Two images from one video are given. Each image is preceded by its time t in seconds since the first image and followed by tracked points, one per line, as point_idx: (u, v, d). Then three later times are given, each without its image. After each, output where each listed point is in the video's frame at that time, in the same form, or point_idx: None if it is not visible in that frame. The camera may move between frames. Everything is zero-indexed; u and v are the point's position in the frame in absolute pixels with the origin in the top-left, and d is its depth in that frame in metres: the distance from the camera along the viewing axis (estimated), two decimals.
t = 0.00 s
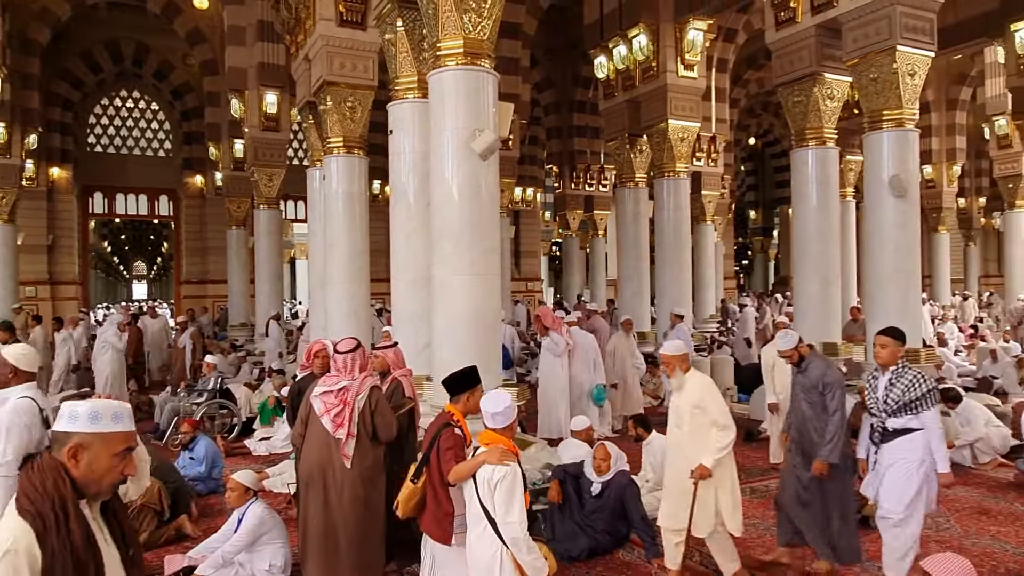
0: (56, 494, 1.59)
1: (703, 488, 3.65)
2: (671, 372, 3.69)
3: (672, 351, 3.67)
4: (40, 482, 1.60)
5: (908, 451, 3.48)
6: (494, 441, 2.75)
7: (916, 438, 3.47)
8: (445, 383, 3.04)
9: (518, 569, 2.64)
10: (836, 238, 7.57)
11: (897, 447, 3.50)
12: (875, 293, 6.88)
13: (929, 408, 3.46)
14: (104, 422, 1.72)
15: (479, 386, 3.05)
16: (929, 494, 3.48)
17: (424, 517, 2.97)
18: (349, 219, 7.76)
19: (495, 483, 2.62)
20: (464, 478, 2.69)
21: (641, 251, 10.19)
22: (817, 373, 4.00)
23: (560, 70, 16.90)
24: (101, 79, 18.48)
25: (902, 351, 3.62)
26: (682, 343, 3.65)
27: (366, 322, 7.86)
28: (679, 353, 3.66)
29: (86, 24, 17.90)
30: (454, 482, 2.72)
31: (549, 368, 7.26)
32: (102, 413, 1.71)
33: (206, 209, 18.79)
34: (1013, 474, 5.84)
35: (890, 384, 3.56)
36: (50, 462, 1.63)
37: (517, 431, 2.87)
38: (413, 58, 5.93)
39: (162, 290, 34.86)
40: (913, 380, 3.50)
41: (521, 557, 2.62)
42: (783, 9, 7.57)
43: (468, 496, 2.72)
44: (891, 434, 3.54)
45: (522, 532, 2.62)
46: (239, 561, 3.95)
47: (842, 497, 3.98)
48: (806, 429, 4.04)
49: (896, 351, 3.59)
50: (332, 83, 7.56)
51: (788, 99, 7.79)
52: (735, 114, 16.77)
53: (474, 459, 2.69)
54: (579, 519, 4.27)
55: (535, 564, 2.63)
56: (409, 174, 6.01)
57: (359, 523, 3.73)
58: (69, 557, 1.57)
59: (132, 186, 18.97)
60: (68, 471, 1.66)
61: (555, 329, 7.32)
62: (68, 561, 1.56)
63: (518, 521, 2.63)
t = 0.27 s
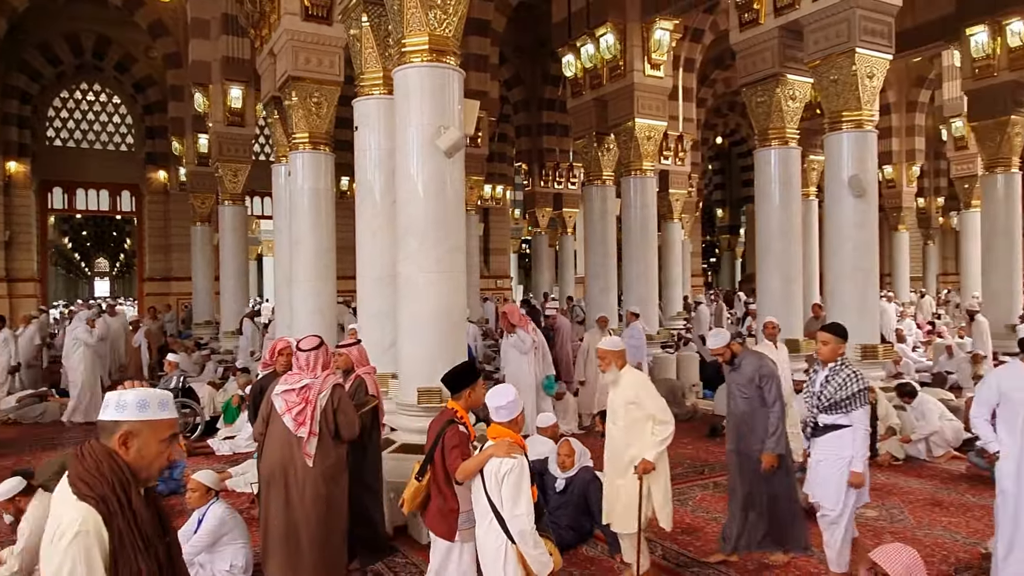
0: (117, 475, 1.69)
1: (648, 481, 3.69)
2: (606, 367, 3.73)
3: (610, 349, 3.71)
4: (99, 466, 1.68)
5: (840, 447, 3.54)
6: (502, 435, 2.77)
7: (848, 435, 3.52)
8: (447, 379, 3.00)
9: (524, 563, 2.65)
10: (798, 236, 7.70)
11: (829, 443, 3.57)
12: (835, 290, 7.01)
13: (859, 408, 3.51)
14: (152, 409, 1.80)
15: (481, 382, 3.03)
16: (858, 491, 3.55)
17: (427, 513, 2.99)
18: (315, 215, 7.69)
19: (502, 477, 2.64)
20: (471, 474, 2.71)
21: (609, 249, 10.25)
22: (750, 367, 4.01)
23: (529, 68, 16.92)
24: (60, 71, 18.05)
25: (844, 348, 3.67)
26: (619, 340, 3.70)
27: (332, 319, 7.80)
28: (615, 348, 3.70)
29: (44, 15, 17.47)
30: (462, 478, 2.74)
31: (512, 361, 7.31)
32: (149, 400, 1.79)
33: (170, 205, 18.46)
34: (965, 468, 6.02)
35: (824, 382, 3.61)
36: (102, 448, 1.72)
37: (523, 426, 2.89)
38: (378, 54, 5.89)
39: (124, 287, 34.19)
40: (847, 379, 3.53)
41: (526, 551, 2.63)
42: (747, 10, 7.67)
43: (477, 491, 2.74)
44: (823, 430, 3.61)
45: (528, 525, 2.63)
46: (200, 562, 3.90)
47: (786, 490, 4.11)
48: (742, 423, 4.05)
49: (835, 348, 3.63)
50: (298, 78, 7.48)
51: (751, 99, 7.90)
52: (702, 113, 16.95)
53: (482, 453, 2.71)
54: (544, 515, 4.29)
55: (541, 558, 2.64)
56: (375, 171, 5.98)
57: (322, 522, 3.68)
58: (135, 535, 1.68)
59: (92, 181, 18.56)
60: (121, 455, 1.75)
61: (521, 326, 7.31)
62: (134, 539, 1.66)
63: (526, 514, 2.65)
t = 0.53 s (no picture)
0: (165, 469, 1.85)
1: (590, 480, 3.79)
2: (541, 372, 3.85)
3: (546, 353, 3.81)
4: (148, 463, 1.84)
5: (766, 447, 3.63)
6: (502, 434, 2.81)
7: (773, 436, 3.60)
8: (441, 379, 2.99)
9: (519, 561, 2.67)
10: (755, 236, 7.84)
11: (759, 442, 3.67)
12: (791, 289, 7.15)
13: (782, 409, 3.59)
14: (191, 410, 2.01)
15: (475, 383, 3.04)
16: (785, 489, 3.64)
17: (414, 513, 2.94)
18: (274, 214, 7.59)
19: (505, 474, 2.67)
20: (471, 473, 2.71)
21: (571, 248, 10.30)
22: (685, 365, 4.10)
23: (493, 67, 16.91)
24: (10, 63, 17.51)
25: (776, 349, 3.75)
26: (555, 345, 3.80)
27: (292, 319, 7.70)
28: (549, 354, 3.82)
29: None
30: (458, 478, 2.73)
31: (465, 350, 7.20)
32: (188, 403, 2.00)
33: (126, 202, 18.04)
34: (913, 462, 6.20)
35: (754, 381, 3.71)
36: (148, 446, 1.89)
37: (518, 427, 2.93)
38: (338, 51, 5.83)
39: (79, 286, 33.32)
40: (774, 380, 3.62)
41: (524, 550, 2.66)
42: (705, 14, 7.78)
43: (474, 490, 2.75)
44: (755, 429, 3.72)
45: (529, 522, 2.67)
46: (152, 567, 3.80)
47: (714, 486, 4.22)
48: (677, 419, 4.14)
49: (764, 350, 3.71)
50: (256, 74, 7.37)
51: (710, 102, 8.02)
52: (664, 114, 17.15)
53: (483, 451, 2.73)
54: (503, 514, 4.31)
55: (536, 556, 2.67)
56: (335, 169, 5.93)
57: (278, 523, 3.64)
58: (179, 529, 1.83)
59: (44, 176, 18.05)
60: (165, 453, 1.92)
61: (482, 326, 7.29)
62: (179, 531, 1.83)
63: (525, 512, 2.68)
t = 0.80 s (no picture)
0: (201, 454, 2.05)
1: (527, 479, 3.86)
2: (480, 370, 4.19)
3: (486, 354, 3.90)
4: (186, 447, 2.04)
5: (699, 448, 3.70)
6: (496, 427, 2.88)
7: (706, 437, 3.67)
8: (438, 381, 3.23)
9: (525, 547, 2.78)
10: (716, 238, 7.95)
11: (692, 443, 3.73)
12: (750, 290, 7.27)
13: (715, 409, 3.68)
14: (229, 396, 2.19)
15: (466, 381, 3.30)
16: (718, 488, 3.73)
17: (417, 508, 3.13)
18: (234, 213, 7.47)
19: (501, 466, 2.78)
20: (467, 466, 2.84)
21: (536, 249, 10.33)
22: (628, 366, 4.14)
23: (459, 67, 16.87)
24: None
25: (707, 348, 3.81)
26: (494, 344, 4.13)
27: (253, 320, 7.58)
28: (489, 353, 4.15)
29: None
30: (457, 471, 2.87)
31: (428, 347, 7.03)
32: (220, 390, 2.16)
33: (82, 200, 17.58)
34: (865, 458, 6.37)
35: (687, 381, 3.80)
36: (189, 431, 2.10)
37: (515, 418, 3.00)
38: (298, 49, 5.77)
39: (32, 287, 32.37)
40: (706, 380, 3.72)
41: (525, 535, 2.76)
42: (668, 19, 7.88)
43: (474, 481, 2.87)
44: (687, 430, 3.79)
45: (527, 510, 2.76)
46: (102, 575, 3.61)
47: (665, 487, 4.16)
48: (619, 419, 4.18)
49: (694, 351, 3.76)
50: (215, 71, 7.25)
51: (672, 105, 8.12)
52: (628, 117, 17.30)
53: (480, 445, 2.84)
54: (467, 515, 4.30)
55: (541, 541, 2.78)
56: (296, 168, 5.87)
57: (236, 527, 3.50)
58: (220, 505, 2.04)
59: None
60: (203, 437, 2.13)
61: (446, 326, 7.24)
62: (218, 508, 2.03)
63: (524, 501, 2.78)
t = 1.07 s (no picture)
0: (245, 448, 2.10)
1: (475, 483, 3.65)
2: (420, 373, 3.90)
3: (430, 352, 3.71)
4: (230, 441, 2.09)
5: (651, 444, 3.73)
6: (503, 427, 2.93)
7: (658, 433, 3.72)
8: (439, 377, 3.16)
9: (531, 545, 2.81)
10: (686, 239, 8.02)
11: (642, 440, 3.76)
12: (719, 290, 7.35)
13: (665, 404, 3.73)
14: (262, 394, 2.22)
15: (466, 380, 3.28)
16: (667, 484, 3.76)
17: (414, 505, 3.03)
18: (202, 211, 7.37)
19: (509, 466, 2.79)
20: (475, 465, 2.79)
21: (508, 250, 10.35)
22: (580, 373, 4.13)
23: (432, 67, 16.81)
24: None
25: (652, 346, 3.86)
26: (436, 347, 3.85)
27: (221, 320, 7.48)
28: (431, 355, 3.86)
29: None
30: (464, 469, 2.81)
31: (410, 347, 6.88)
32: (259, 386, 2.20)
33: (46, 198, 17.23)
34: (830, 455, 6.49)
35: (635, 380, 3.82)
36: (228, 427, 2.13)
37: (517, 420, 3.06)
38: (267, 47, 5.72)
39: None
40: (654, 376, 3.76)
41: (532, 533, 2.79)
42: (639, 21, 7.94)
43: (480, 480, 2.85)
44: (637, 428, 3.80)
45: (534, 509, 2.79)
46: None
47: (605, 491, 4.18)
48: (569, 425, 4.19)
49: (640, 348, 3.80)
50: (182, 68, 7.15)
51: (643, 107, 8.18)
52: (601, 118, 17.39)
53: (486, 444, 2.82)
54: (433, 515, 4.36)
55: (546, 538, 2.81)
56: (265, 166, 5.80)
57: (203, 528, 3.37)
58: (259, 499, 2.10)
59: None
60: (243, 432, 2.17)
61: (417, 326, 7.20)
62: (259, 500, 2.09)
63: (530, 499, 2.81)
